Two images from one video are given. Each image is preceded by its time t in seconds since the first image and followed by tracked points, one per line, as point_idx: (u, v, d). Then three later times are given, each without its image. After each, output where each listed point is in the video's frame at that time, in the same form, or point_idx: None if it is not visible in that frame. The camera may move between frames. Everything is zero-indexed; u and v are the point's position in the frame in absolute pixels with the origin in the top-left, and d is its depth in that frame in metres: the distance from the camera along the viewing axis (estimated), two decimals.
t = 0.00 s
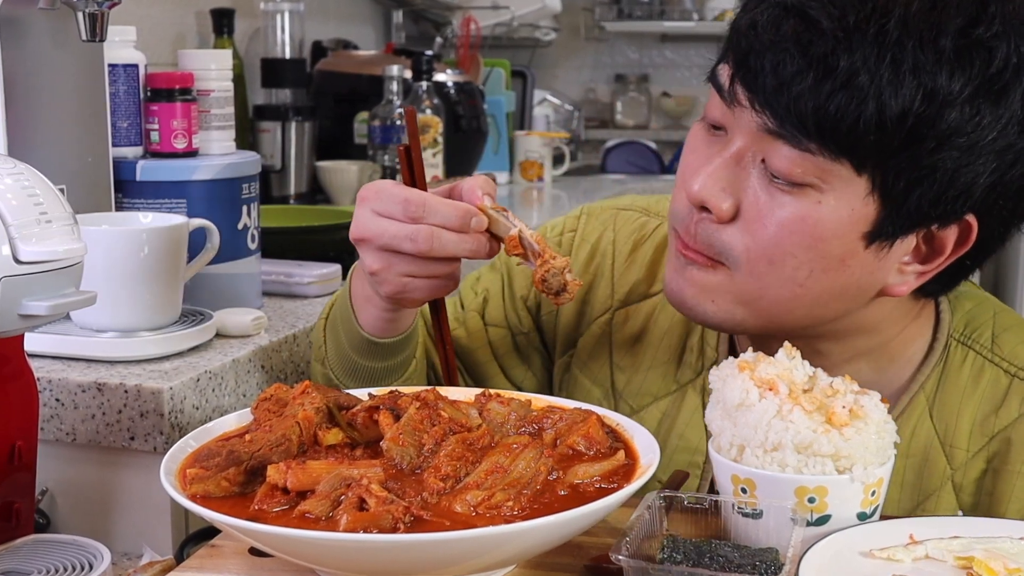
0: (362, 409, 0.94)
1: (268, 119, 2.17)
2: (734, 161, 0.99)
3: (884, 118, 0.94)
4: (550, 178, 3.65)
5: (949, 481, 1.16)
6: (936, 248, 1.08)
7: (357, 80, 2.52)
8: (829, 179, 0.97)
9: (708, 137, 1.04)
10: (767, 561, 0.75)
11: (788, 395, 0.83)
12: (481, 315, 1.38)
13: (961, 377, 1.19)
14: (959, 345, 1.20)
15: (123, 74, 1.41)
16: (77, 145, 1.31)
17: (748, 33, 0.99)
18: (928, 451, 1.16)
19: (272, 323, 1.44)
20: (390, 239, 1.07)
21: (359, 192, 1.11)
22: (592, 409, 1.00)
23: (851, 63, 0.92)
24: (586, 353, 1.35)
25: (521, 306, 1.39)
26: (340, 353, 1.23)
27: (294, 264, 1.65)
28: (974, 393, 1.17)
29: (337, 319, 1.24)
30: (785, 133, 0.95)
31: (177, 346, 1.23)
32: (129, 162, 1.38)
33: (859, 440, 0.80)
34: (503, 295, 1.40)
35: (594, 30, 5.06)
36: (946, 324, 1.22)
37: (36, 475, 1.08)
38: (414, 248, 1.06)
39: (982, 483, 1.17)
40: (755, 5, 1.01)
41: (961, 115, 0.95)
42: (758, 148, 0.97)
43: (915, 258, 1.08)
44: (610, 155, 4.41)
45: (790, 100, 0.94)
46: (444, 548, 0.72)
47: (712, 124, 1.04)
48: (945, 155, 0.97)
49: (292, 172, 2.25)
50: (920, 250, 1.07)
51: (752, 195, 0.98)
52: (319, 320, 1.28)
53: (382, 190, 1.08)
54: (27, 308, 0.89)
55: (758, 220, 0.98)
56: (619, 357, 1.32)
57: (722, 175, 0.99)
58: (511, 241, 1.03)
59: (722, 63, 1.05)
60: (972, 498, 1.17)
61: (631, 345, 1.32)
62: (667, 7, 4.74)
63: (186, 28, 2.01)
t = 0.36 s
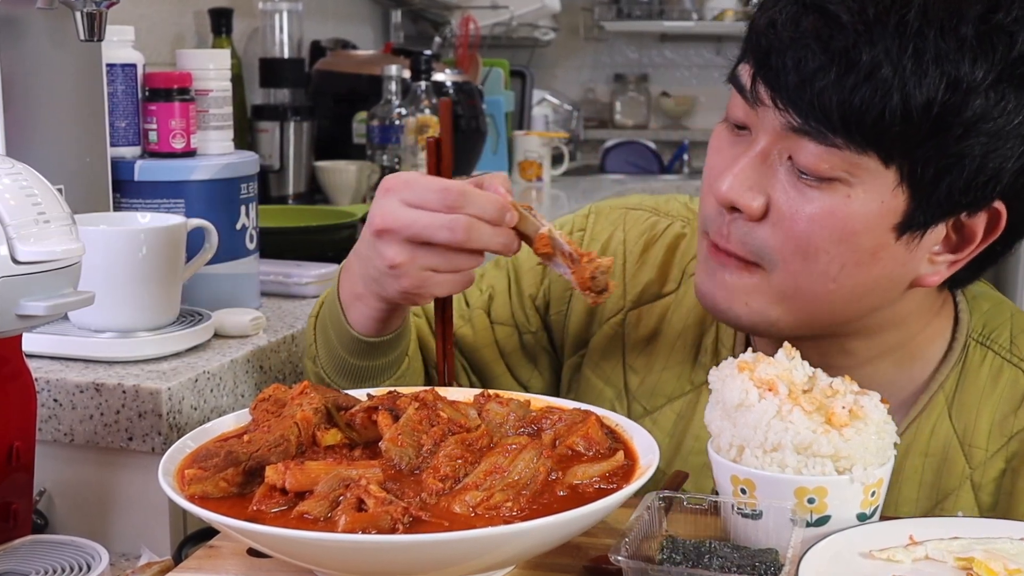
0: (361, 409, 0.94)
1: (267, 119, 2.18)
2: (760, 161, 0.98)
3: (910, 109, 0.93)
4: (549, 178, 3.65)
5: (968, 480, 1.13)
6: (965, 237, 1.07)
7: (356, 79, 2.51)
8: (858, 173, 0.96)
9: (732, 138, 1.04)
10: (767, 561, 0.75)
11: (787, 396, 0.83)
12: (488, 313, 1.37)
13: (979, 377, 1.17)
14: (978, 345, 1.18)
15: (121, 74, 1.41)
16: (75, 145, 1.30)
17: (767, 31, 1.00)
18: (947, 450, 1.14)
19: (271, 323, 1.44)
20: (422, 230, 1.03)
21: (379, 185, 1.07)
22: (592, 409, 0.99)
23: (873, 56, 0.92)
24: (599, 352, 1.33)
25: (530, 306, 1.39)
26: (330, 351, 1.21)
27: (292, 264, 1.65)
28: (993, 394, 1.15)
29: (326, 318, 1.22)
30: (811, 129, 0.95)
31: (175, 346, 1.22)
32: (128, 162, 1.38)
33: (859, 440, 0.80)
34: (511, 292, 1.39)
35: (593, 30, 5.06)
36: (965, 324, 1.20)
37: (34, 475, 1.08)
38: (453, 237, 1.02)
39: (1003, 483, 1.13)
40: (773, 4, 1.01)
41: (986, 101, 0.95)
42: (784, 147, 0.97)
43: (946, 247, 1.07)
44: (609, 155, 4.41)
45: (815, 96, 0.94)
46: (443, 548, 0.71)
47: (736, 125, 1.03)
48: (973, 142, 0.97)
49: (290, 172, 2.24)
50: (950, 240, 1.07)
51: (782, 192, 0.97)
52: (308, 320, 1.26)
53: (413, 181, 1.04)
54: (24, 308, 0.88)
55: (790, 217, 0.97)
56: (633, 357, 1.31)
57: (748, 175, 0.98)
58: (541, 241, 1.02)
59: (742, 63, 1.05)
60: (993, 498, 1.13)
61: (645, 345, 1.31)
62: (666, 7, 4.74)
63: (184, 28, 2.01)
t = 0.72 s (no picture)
0: (360, 410, 0.93)
1: (266, 119, 2.19)
2: (748, 139, 1.01)
3: (895, 85, 0.93)
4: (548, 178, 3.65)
5: (974, 482, 1.12)
6: (954, 229, 1.04)
7: (354, 79, 2.50)
8: (840, 147, 0.96)
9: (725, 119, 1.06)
10: (767, 562, 0.75)
11: (786, 396, 0.83)
12: (495, 293, 1.35)
13: (987, 380, 1.16)
14: (985, 347, 1.17)
15: (120, 74, 1.41)
16: (73, 145, 1.30)
17: (767, 9, 1.03)
18: (952, 452, 1.12)
19: (269, 323, 1.43)
20: (552, 199, 1.00)
21: (500, 150, 1.03)
22: (590, 410, 0.99)
23: (861, 30, 0.94)
24: (612, 347, 1.29)
25: (543, 294, 1.37)
26: (366, 324, 1.13)
27: (291, 264, 1.65)
28: (1000, 396, 1.14)
29: (359, 287, 1.13)
30: (800, 98, 0.97)
31: (174, 346, 1.22)
32: (126, 162, 1.38)
33: (859, 440, 0.79)
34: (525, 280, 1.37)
35: (592, 30, 5.05)
36: (973, 325, 1.19)
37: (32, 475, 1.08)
38: (590, 209, 1.01)
39: (1008, 485, 1.13)
40: None
41: (973, 82, 0.94)
42: (772, 123, 0.99)
43: (934, 240, 1.04)
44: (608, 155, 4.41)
45: (802, 65, 0.96)
46: (442, 548, 0.71)
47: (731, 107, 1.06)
48: (957, 122, 0.95)
49: (288, 172, 2.24)
50: (937, 229, 1.04)
51: (767, 169, 1.00)
52: (335, 286, 1.17)
53: (553, 152, 1.02)
54: (23, 308, 0.88)
55: (777, 198, 0.99)
56: (643, 354, 1.28)
57: (736, 153, 1.01)
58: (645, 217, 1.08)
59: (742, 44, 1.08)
60: (998, 500, 1.12)
61: (655, 343, 1.28)
62: (666, 6, 4.74)
63: (183, 28, 2.01)
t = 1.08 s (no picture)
0: (358, 410, 0.93)
1: (263, 119, 2.17)
2: (748, 132, 0.99)
3: (900, 98, 0.93)
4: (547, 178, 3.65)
5: (969, 483, 1.11)
6: (940, 247, 1.05)
7: (353, 79, 2.49)
8: (837, 154, 0.96)
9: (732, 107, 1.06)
10: (767, 563, 0.75)
11: (786, 397, 0.83)
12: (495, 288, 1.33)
13: (982, 380, 1.14)
14: (980, 347, 1.16)
15: (117, 74, 1.41)
16: (72, 145, 1.30)
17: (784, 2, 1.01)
18: (948, 452, 1.12)
19: (267, 323, 1.43)
20: (600, 197, 1.00)
21: (546, 147, 1.02)
22: (590, 410, 0.99)
23: (876, 37, 0.93)
24: (612, 346, 1.29)
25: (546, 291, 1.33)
26: (395, 313, 1.13)
27: (289, 264, 1.65)
28: (995, 397, 1.13)
29: (389, 276, 1.14)
30: (807, 99, 0.96)
31: (171, 347, 1.22)
32: (124, 162, 1.38)
33: (859, 441, 0.79)
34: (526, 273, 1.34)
35: (592, 29, 5.05)
36: (968, 326, 1.18)
37: (30, 475, 1.08)
38: (636, 209, 0.99)
39: (1003, 487, 1.11)
40: None
41: (979, 105, 0.94)
42: (774, 117, 0.98)
43: (918, 255, 1.05)
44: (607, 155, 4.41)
45: (813, 68, 0.95)
46: (441, 549, 0.71)
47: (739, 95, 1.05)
48: (958, 144, 0.96)
49: (287, 172, 2.24)
50: (922, 246, 1.05)
51: (761, 165, 0.98)
52: (360, 274, 1.16)
53: (598, 149, 1.01)
54: (20, 309, 0.87)
55: (766, 192, 0.98)
56: (643, 353, 1.27)
57: (733, 145, 1.00)
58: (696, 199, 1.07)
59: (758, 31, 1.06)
60: (993, 501, 1.11)
61: (655, 343, 1.27)
62: (665, 6, 4.73)
63: (181, 27, 2.01)
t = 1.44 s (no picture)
0: (357, 411, 0.93)
1: (262, 119, 2.17)
2: (755, 161, 0.97)
3: (907, 138, 0.91)
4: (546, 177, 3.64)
5: (972, 479, 1.11)
6: (949, 265, 1.04)
7: (351, 79, 2.49)
8: (844, 189, 0.94)
9: (738, 125, 1.03)
10: (766, 563, 0.75)
11: (785, 397, 0.83)
12: (495, 281, 1.33)
13: (984, 377, 1.14)
14: (983, 344, 1.16)
15: (116, 73, 1.40)
16: (70, 145, 1.30)
17: (784, 33, 0.97)
18: (950, 450, 1.11)
19: (266, 324, 1.43)
20: (606, 170, 1.01)
21: (559, 122, 1.06)
22: (589, 410, 0.99)
23: (882, 77, 0.89)
24: (611, 341, 1.29)
25: (545, 285, 1.33)
26: (397, 299, 1.13)
27: (287, 265, 1.64)
28: (998, 394, 1.13)
29: (395, 260, 1.14)
30: (810, 136, 0.93)
31: (169, 347, 1.22)
32: (122, 162, 1.37)
33: (859, 442, 0.79)
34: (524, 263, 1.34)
35: (591, 29, 5.05)
36: (970, 323, 1.18)
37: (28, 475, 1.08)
38: (641, 183, 1.00)
39: (1006, 483, 1.12)
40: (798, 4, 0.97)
41: (988, 143, 0.91)
42: (781, 149, 0.96)
43: (927, 272, 1.04)
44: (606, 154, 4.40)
45: (816, 109, 0.92)
46: (440, 549, 0.71)
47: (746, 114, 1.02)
48: (965, 182, 0.94)
49: (285, 172, 2.24)
50: (932, 265, 1.03)
51: (769, 194, 0.97)
52: (368, 260, 1.17)
53: (608, 126, 1.03)
54: (18, 309, 0.87)
55: (773, 221, 0.97)
56: (642, 350, 1.27)
57: (740, 174, 0.97)
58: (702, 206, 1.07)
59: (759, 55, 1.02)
60: (996, 498, 1.12)
61: (655, 340, 1.27)
62: (664, 6, 4.73)
63: (180, 27, 2.01)
